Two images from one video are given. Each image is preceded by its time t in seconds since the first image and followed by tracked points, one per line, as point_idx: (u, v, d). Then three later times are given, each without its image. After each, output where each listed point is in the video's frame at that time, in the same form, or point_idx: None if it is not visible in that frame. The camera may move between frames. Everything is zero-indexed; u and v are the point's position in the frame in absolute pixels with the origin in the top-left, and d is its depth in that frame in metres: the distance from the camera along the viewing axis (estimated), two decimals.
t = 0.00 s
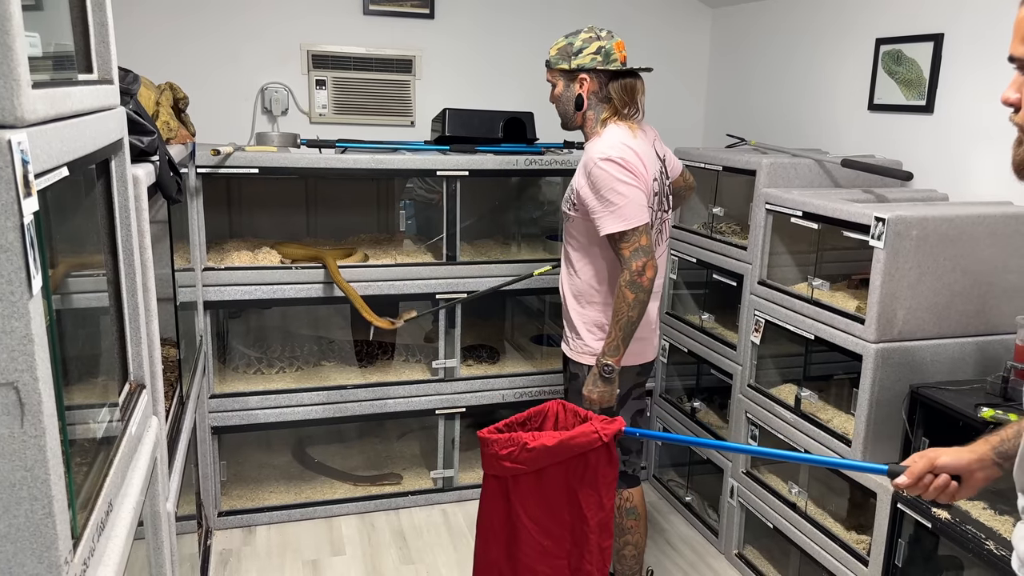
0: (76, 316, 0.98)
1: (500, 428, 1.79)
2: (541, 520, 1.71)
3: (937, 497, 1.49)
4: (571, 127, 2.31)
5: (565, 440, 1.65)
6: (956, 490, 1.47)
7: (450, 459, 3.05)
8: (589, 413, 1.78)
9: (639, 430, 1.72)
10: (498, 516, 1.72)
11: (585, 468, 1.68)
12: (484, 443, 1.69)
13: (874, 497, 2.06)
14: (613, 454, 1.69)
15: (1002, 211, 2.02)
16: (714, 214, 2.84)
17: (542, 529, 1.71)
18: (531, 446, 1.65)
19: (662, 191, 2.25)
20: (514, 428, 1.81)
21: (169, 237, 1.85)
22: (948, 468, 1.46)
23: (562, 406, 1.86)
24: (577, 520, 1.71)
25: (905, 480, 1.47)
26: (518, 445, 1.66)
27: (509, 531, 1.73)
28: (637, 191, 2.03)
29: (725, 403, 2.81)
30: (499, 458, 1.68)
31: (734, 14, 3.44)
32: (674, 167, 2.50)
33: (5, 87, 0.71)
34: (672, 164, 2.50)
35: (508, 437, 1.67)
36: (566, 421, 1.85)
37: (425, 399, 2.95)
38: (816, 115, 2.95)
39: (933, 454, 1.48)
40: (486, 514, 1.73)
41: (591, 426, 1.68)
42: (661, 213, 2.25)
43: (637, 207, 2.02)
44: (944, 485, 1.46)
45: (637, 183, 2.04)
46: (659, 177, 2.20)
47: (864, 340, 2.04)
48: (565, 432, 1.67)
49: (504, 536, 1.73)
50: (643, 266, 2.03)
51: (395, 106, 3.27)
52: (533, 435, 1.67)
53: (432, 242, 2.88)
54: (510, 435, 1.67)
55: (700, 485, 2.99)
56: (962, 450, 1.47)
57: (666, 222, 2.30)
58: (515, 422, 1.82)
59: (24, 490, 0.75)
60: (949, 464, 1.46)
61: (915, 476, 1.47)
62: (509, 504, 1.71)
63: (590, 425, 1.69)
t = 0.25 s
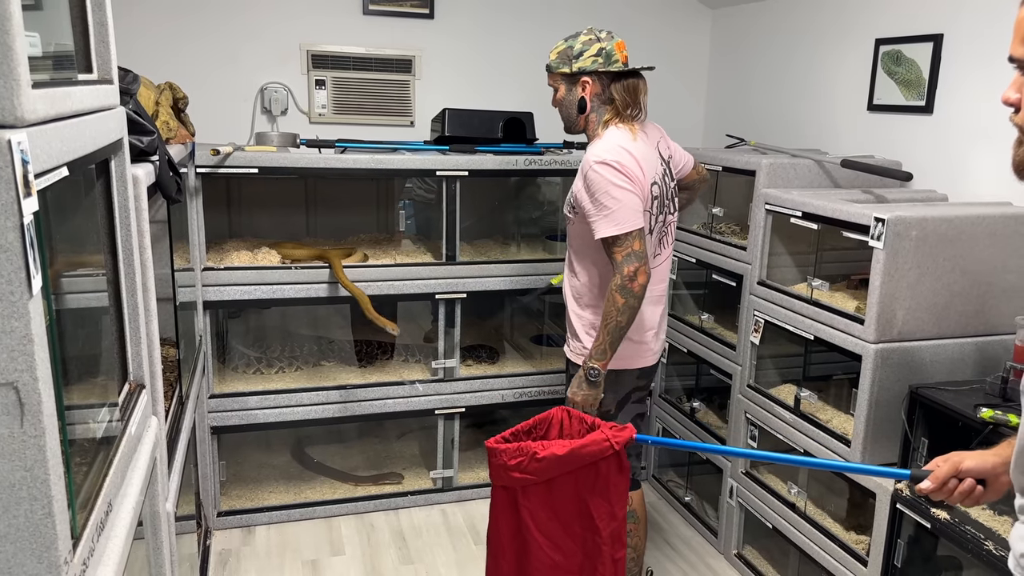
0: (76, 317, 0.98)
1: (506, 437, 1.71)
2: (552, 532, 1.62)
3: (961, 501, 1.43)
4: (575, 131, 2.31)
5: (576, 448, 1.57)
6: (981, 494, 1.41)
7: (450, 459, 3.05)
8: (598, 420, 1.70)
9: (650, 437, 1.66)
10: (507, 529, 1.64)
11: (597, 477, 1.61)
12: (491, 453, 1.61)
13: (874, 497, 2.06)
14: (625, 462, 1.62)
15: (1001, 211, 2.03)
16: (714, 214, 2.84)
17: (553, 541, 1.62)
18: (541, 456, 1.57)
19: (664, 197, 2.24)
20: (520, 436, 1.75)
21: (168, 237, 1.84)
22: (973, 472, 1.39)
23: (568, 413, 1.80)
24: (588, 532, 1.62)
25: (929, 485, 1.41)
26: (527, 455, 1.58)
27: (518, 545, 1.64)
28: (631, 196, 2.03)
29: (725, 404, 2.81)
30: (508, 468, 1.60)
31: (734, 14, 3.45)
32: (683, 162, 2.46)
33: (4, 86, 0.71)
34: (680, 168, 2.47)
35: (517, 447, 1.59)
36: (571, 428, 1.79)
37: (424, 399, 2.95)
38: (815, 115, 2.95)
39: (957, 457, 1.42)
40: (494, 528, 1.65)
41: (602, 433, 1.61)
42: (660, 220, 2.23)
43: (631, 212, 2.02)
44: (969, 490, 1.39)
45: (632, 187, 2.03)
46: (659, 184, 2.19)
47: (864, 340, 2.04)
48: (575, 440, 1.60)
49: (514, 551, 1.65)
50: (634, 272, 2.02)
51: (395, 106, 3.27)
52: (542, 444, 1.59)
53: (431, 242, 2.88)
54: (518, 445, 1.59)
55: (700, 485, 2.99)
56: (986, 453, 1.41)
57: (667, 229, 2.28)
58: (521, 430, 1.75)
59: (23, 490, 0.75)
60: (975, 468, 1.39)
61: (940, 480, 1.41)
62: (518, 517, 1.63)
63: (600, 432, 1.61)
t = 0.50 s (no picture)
0: (78, 316, 0.98)
1: (509, 446, 1.71)
2: (556, 541, 1.62)
3: (969, 506, 1.42)
4: (575, 132, 2.31)
5: (579, 456, 1.57)
6: (989, 499, 1.40)
7: (450, 459, 3.05)
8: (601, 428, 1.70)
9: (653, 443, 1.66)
10: (511, 539, 1.64)
11: (600, 485, 1.61)
12: (494, 462, 1.61)
13: (875, 498, 2.06)
14: (628, 470, 1.62)
15: (1002, 212, 2.03)
16: (714, 214, 2.84)
17: (557, 550, 1.62)
18: (544, 464, 1.57)
19: (668, 198, 2.24)
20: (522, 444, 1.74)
21: (168, 237, 1.84)
22: (979, 475, 1.39)
23: (569, 421, 1.80)
24: (592, 541, 1.63)
25: (935, 488, 1.41)
26: (530, 464, 1.57)
27: (523, 554, 1.64)
28: (634, 199, 2.02)
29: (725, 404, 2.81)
30: (511, 477, 1.59)
31: (734, 14, 3.45)
32: (684, 163, 2.47)
33: (6, 86, 0.71)
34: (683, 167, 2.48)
35: (519, 456, 1.59)
36: (573, 435, 1.79)
37: (424, 399, 2.95)
38: (816, 115, 2.95)
39: (964, 461, 1.42)
40: (498, 538, 1.65)
41: (605, 441, 1.61)
42: (665, 222, 2.24)
43: (633, 215, 2.02)
44: (976, 493, 1.39)
45: (635, 190, 2.03)
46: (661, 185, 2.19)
47: (864, 340, 2.04)
48: (578, 448, 1.60)
49: (518, 562, 1.65)
50: (638, 276, 2.03)
51: (396, 106, 3.27)
52: (545, 452, 1.59)
53: (431, 241, 2.88)
54: (521, 453, 1.59)
55: (700, 485, 2.99)
56: (993, 457, 1.41)
57: (672, 230, 2.28)
58: (523, 439, 1.75)
59: (25, 490, 0.75)
60: (981, 471, 1.39)
61: (946, 484, 1.41)
62: (521, 526, 1.62)
63: (603, 440, 1.61)
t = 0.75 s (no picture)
0: (80, 315, 0.98)
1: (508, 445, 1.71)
2: (554, 541, 1.62)
3: (967, 507, 1.42)
4: (573, 133, 2.30)
5: (577, 456, 1.57)
6: (988, 499, 1.40)
7: (450, 459, 3.05)
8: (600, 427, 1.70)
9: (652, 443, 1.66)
10: (509, 537, 1.64)
11: (599, 485, 1.60)
12: (492, 461, 1.61)
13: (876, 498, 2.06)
14: (626, 469, 1.62)
15: (1002, 212, 2.03)
16: (715, 214, 2.84)
17: (555, 550, 1.62)
18: (542, 464, 1.57)
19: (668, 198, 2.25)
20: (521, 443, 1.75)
21: (169, 237, 1.84)
22: (977, 476, 1.39)
23: (569, 421, 1.80)
24: (590, 540, 1.62)
25: (934, 489, 1.41)
26: (528, 463, 1.58)
27: (521, 553, 1.64)
28: (643, 200, 2.03)
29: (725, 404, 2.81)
30: (509, 476, 1.60)
31: (735, 14, 3.45)
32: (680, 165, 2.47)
33: (8, 84, 0.71)
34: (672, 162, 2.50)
35: (518, 455, 1.59)
36: (573, 435, 1.79)
37: (425, 399, 2.95)
38: (816, 115, 2.95)
39: (962, 461, 1.41)
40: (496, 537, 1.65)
41: (604, 440, 1.61)
42: (665, 222, 2.25)
43: (643, 217, 2.02)
44: (974, 494, 1.38)
45: (644, 192, 2.04)
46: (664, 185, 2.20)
47: (865, 341, 2.04)
48: (576, 448, 1.60)
49: (516, 561, 1.65)
50: (648, 277, 2.04)
51: (396, 106, 3.27)
52: (544, 451, 1.59)
53: (431, 241, 2.89)
54: (519, 453, 1.59)
55: (701, 485, 2.99)
56: (991, 458, 1.40)
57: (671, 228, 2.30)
58: (522, 438, 1.75)
59: (27, 489, 0.75)
60: (979, 471, 1.39)
61: (944, 484, 1.41)
62: (519, 525, 1.63)
63: (602, 439, 1.61)
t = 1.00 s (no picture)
0: (80, 315, 0.98)
1: (505, 446, 1.71)
2: (553, 542, 1.62)
3: (966, 508, 1.42)
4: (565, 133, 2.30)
5: (577, 458, 1.57)
6: (986, 500, 1.40)
7: (451, 459, 3.05)
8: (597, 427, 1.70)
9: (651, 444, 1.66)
10: (507, 539, 1.64)
11: (597, 486, 1.61)
12: (491, 463, 1.61)
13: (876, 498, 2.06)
14: (625, 470, 1.62)
15: (1002, 213, 2.03)
16: (715, 214, 2.84)
17: (553, 551, 1.62)
18: (541, 466, 1.57)
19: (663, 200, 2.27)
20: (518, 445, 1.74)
21: (169, 237, 1.84)
22: (977, 478, 1.39)
23: (565, 420, 1.80)
24: (589, 541, 1.62)
25: (933, 491, 1.41)
26: (527, 465, 1.58)
27: (519, 555, 1.64)
28: (645, 202, 2.04)
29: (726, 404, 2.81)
30: (508, 479, 1.59)
31: (736, 15, 3.44)
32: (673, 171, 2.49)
33: (9, 84, 0.71)
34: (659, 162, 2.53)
35: (516, 457, 1.59)
36: (570, 436, 1.79)
37: (425, 399, 2.95)
38: (817, 115, 2.95)
39: (962, 463, 1.41)
40: (494, 538, 1.64)
41: (602, 442, 1.61)
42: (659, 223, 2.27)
43: (645, 219, 2.04)
44: (973, 496, 1.39)
45: (646, 194, 2.05)
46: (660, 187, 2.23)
47: (866, 341, 2.04)
48: (575, 449, 1.60)
49: (514, 562, 1.64)
50: (651, 277, 2.05)
51: (397, 106, 3.27)
52: (543, 453, 1.59)
53: (432, 241, 2.90)
54: (518, 455, 1.59)
55: (701, 485, 2.99)
56: (991, 459, 1.40)
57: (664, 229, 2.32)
58: (520, 439, 1.75)
59: (27, 489, 0.75)
60: (979, 474, 1.39)
61: (944, 486, 1.41)
62: (518, 527, 1.62)
63: (600, 441, 1.62)
